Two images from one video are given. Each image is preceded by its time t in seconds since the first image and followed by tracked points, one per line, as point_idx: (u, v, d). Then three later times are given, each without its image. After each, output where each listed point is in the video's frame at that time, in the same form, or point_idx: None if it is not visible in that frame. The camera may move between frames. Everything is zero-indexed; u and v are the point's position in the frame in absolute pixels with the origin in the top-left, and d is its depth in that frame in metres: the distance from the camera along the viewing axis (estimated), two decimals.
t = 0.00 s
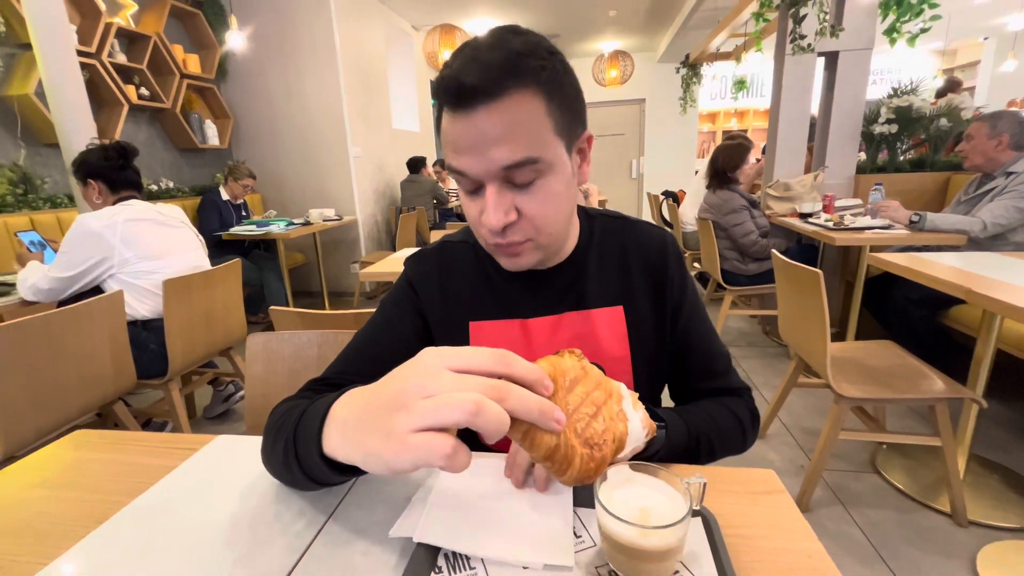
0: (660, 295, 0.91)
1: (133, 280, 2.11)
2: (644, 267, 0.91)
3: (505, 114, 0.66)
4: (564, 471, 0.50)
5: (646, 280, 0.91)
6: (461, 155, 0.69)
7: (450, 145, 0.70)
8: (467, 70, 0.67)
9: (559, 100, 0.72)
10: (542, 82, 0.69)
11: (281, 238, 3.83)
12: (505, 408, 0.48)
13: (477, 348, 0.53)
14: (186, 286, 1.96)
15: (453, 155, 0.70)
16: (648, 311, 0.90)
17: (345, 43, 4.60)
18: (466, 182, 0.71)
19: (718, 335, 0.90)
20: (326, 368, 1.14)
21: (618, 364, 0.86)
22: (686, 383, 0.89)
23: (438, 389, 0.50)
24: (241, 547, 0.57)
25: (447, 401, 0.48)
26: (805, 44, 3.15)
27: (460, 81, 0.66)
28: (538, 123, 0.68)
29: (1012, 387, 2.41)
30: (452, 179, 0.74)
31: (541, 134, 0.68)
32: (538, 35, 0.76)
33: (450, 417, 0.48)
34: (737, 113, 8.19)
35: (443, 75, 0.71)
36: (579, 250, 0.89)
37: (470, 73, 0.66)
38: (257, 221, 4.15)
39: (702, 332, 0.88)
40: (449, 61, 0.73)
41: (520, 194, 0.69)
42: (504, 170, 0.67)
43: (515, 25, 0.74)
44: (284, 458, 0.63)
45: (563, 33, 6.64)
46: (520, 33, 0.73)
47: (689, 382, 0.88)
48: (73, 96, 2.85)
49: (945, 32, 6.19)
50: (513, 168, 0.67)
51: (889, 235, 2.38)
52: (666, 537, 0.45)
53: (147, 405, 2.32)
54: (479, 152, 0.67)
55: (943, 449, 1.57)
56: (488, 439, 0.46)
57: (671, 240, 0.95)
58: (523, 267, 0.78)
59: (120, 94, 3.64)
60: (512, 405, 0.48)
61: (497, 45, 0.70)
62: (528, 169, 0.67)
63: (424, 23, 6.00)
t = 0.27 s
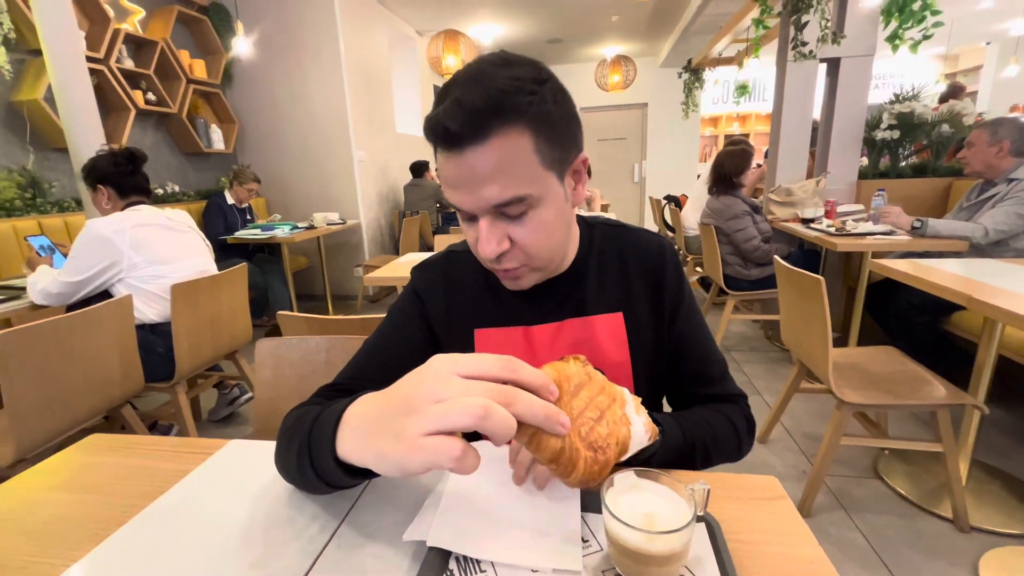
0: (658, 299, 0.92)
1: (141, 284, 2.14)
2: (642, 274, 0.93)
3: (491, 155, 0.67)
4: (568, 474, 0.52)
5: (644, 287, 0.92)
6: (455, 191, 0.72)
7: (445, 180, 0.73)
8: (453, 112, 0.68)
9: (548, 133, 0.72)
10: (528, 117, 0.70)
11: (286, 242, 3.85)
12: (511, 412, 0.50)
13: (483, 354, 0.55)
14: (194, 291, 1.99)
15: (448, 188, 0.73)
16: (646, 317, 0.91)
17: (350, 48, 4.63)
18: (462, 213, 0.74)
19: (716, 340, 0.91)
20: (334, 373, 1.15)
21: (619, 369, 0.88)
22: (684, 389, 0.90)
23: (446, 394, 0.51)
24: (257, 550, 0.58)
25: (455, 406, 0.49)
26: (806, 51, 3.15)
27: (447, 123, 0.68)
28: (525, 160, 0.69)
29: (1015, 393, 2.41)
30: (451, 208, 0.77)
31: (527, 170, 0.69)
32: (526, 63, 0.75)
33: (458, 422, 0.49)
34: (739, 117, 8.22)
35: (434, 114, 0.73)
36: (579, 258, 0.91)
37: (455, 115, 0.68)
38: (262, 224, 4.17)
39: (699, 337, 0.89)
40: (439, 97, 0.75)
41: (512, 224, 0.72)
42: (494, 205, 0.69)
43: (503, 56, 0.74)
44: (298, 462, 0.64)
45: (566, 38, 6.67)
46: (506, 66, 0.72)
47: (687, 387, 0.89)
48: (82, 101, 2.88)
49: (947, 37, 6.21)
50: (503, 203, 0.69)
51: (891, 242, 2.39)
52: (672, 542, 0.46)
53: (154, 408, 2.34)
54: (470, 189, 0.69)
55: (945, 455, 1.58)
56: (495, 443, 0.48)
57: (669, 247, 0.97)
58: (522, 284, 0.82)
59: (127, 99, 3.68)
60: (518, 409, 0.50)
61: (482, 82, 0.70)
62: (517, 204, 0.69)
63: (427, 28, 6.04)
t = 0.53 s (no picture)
0: (654, 298, 0.93)
1: (144, 283, 2.15)
2: (638, 272, 0.93)
3: (487, 157, 0.68)
4: (570, 469, 0.53)
5: (640, 286, 0.93)
6: (453, 194, 0.73)
7: (444, 182, 0.74)
8: (452, 115, 0.70)
9: (544, 137, 0.73)
10: (525, 122, 0.71)
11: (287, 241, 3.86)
12: (513, 407, 0.51)
13: (485, 351, 0.56)
14: (196, 289, 2.00)
15: (446, 190, 0.75)
16: (640, 317, 0.92)
17: (351, 47, 4.64)
18: (459, 215, 0.75)
19: (710, 341, 0.91)
20: (337, 372, 1.16)
21: (615, 368, 0.89)
22: (675, 389, 0.91)
23: (449, 389, 0.52)
24: (265, 544, 0.59)
25: (457, 400, 0.50)
26: (807, 52, 3.15)
27: (445, 126, 0.69)
28: (522, 163, 0.70)
29: (1012, 394, 2.43)
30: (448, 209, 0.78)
31: (523, 174, 0.70)
32: (525, 68, 0.76)
33: (460, 415, 0.50)
34: (739, 118, 8.24)
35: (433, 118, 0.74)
36: (577, 257, 0.92)
37: (453, 118, 0.69)
38: (263, 223, 4.18)
39: (691, 338, 0.89)
40: (440, 101, 0.76)
41: (508, 226, 0.73)
42: (490, 207, 0.70)
43: (503, 61, 0.75)
44: (305, 457, 0.66)
45: (567, 38, 6.68)
46: (505, 72, 0.74)
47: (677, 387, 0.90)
48: (85, 99, 2.88)
49: (947, 39, 6.23)
50: (499, 205, 0.70)
51: (890, 244, 2.40)
52: (674, 537, 0.48)
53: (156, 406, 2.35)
54: (466, 192, 0.71)
55: (942, 455, 1.59)
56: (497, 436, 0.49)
57: (667, 247, 0.97)
58: (518, 286, 0.83)
59: (129, 98, 3.68)
60: (520, 404, 0.51)
61: (481, 86, 0.72)
62: (512, 207, 0.70)
63: (429, 28, 6.04)
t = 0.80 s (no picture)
0: (653, 296, 0.93)
1: (144, 280, 2.15)
2: (637, 272, 0.94)
3: (486, 161, 0.69)
4: (576, 470, 0.52)
5: (640, 286, 0.93)
6: (452, 198, 0.73)
7: (442, 187, 0.74)
8: (449, 120, 0.70)
9: (543, 140, 0.73)
10: (523, 126, 0.71)
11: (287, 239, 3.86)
12: (519, 409, 0.51)
13: (490, 352, 0.56)
14: (197, 287, 2.00)
15: (445, 196, 0.75)
16: (639, 317, 0.92)
17: (352, 45, 4.64)
18: (459, 220, 0.75)
19: (708, 341, 0.91)
20: (339, 370, 1.17)
21: (615, 368, 0.90)
22: (674, 389, 0.91)
23: (457, 392, 0.53)
24: (268, 540, 0.60)
25: (466, 403, 0.51)
26: (807, 52, 3.16)
27: (443, 132, 0.69)
28: (521, 167, 0.70)
29: (1011, 395, 2.43)
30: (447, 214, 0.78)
31: (522, 177, 0.70)
32: (521, 71, 0.76)
33: (469, 418, 0.50)
34: (740, 118, 8.24)
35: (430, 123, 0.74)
36: (577, 256, 0.92)
37: (450, 124, 0.69)
38: (263, 221, 4.18)
39: (691, 338, 0.90)
40: (437, 106, 0.76)
41: (508, 231, 0.73)
42: (490, 211, 0.71)
43: (499, 65, 0.76)
44: (310, 457, 0.66)
45: (568, 37, 6.67)
46: (501, 75, 0.74)
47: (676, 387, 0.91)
48: (85, 96, 2.88)
49: (948, 40, 6.22)
50: (498, 210, 0.71)
51: (889, 244, 2.41)
52: (676, 534, 0.48)
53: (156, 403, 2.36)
54: (465, 197, 0.71)
55: (940, 455, 1.60)
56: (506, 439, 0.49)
57: (667, 247, 0.98)
58: (519, 288, 0.84)
59: (130, 95, 3.68)
60: (526, 406, 0.51)
61: (477, 91, 0.72)
62: (512, 211, 0.70)
63: (429, 26, 6.04)
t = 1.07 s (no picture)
0: (654, 296, 0.94)
1: (143, 278, 2.14)
2: (639, 271, 0.94)
3: (501, 154, 0.68)
4: (573, 468, 0.53)
5: (642, 285, 0.93)
6: (464, 192, 0.72)
7: (453, 182, 0.73)
8: (463, 113, 0.69)
9: (555, 134, 0.74)
10: (537, 118, 0.71)
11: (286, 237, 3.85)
12: (515, 406, 0.52)
13: (488, 350, 0.57)
14: (195, 285, 1.99)
15: (455, 190, 0.74)
16: (640, 316, 0.92)
17: (351, 43, 4.62)
18: (469, 215, 0.74)
19: (709, 341, 0.92)
20: (337, 368, 1.17)
21: (615, 367, 0.90)
22: (675, 388, 0.92)
23: (452, 389, 0.53)
24: (267, 539, 0.60)
25: (461, 400, 0.51)
26: (807, 52, 3.16)
27: (458, 125, 0.69)
28: (535, 160, 0.70)
29: (1008, 395, 2.44)
30: (455, 209, 0.77)
31: (537, 171, 0.70)
32: (531, 66, 0.77)
33: (463, 415, 0.50)
34: (739, 117, 8.24)
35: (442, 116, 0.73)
36: (579, 255, 0.92)
37: (465, 116, 0.69)
38: (262, 218, 4.17)
39: (691, 337, 0.90)
40: (448, 99, 0.75)
41: (521, 225, 0.73)
42: (504, 204, 0.70)
43: (510, 59, 0.76)
44: (307, 455, 0.66)
45: (568, 35, 6.66)
46: (512, 68, 0.74)
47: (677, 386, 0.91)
48: (83, 93, 2.87)
49: (947, 40, 6.23)
50: (512, 203, 0.70)
51: (888, 244, 2.41)
52: (676, 534, 0.48)
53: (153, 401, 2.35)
54: (478, 191, 0.70)
55: (938, 454, 1.60)
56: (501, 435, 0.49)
57: (668, 246, 0.98)
58: (525, 284, 0.83)
59: (128, 91, 3.67)
60: (523, 403, 0.51)
61: (490, 84, 0.72)
62: (527, 204, 0.70)
63: (428, 24, 6.02)
